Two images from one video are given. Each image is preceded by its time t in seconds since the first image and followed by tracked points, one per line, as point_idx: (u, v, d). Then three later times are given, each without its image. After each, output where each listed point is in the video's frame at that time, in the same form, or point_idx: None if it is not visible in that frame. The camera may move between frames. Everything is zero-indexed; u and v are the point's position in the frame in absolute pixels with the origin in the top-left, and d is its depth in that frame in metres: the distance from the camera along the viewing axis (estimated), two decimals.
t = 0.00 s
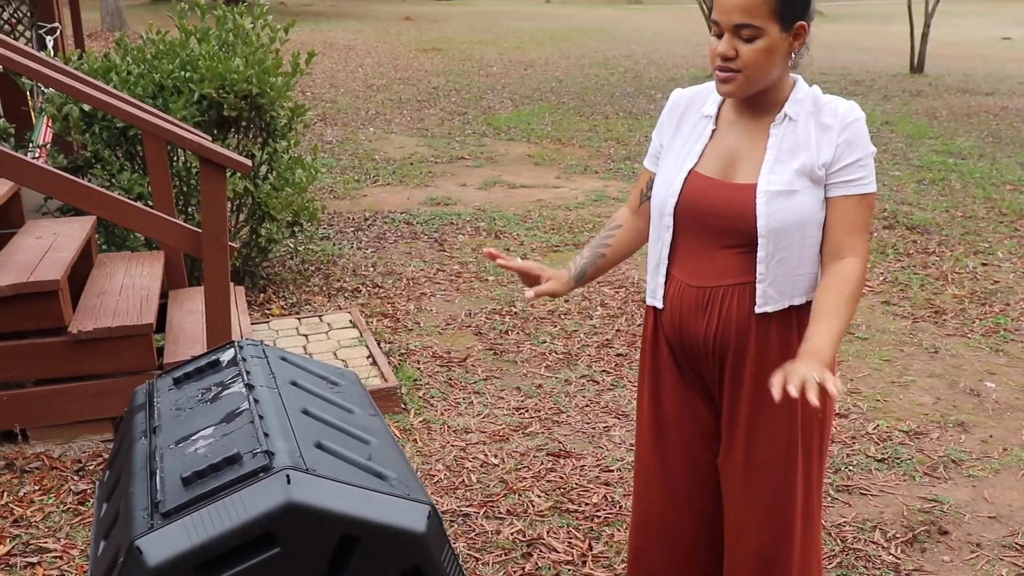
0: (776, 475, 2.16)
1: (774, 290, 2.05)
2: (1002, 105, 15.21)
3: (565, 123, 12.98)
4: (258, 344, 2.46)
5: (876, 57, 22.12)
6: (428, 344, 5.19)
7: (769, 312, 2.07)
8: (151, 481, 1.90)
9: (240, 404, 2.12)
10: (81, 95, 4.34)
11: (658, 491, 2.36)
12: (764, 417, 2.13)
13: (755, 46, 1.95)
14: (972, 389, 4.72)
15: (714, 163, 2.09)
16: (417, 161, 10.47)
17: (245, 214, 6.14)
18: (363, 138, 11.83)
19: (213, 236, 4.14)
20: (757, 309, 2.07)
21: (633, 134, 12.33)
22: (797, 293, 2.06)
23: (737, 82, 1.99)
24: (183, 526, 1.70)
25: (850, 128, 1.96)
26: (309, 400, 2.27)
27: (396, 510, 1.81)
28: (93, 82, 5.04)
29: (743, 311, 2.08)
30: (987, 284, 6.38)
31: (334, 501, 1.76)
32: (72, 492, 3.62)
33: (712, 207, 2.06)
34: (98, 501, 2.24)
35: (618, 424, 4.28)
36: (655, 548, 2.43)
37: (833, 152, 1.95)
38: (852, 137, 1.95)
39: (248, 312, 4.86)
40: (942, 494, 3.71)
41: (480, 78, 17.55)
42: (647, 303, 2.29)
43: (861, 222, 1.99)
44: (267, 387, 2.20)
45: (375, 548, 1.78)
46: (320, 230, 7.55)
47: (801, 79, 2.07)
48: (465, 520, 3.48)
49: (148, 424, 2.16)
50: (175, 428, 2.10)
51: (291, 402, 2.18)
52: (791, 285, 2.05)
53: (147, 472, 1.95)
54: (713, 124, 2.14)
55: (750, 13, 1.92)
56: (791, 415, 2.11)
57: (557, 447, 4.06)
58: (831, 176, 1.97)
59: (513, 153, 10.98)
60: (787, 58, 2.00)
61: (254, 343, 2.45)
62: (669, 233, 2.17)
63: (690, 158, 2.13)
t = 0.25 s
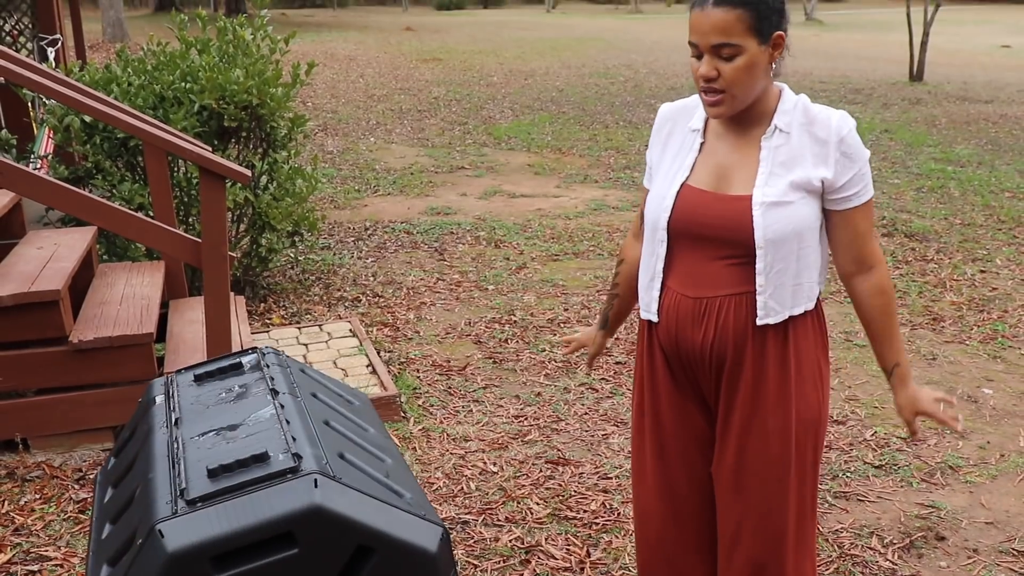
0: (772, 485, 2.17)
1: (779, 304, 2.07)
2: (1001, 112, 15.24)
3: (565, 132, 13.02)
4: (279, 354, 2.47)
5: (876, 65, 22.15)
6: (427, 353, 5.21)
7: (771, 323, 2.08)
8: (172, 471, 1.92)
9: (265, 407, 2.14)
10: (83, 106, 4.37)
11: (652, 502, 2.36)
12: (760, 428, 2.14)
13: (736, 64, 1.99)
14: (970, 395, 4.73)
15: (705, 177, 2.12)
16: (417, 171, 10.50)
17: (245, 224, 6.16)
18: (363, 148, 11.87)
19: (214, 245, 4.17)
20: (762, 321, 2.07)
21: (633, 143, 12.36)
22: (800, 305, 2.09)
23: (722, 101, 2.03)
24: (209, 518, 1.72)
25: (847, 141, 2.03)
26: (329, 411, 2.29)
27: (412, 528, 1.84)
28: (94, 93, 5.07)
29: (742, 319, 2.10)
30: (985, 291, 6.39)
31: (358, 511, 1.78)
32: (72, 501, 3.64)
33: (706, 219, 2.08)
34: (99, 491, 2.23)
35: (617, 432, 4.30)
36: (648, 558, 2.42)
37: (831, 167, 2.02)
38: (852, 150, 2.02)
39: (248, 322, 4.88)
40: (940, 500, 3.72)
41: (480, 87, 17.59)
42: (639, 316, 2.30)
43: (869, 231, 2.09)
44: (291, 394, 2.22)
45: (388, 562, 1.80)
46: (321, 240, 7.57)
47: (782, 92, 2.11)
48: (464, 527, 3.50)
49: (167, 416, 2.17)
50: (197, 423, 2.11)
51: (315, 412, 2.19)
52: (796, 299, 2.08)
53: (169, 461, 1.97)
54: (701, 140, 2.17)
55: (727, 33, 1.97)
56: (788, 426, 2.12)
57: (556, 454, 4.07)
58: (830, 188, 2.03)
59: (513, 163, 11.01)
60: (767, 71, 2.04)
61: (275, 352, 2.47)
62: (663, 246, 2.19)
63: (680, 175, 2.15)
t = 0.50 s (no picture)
0: (773, 488, 2.18)
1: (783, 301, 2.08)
2: (1002, 119, 15.26)
3: (567, 140, 13.05)
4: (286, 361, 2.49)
5: (877, 72, 22.18)
6: (427, 359, 5.23)
7: (776, 325, 2.09)
8: (177, 470, 1.93)
9: (273, 409, 2.16)
10: (84, 114, 4.39)
11: (654, 507, 2.37)
12: (762, 431, 2.15)
13: (723, 74, 2.01)
14: (969, 401, 4.74)
15: (697, 185, 2.14)
16: (419, 178, 10.53)
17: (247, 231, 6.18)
18: (365, 155, 11.90)
19: (214, 252, 4.19)
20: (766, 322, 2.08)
21: (634, 150, 12.39)
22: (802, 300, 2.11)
23: (711, 112, 2.04)
24: (215, 517, 1.74)
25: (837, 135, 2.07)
26: (332, 417, 2.30)
27: (411, 535, 1.86)
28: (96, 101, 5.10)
29: (745, 323, 2.11)
30: (985, 297, 6.41)
31: (359, 516, 1.80)
32: (73, 506, 3.66)
33: (701, 226, 2.10)
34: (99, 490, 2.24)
35: (616, 437, 4.31)
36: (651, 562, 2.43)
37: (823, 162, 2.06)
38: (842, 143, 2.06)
39: (249, 328, 4.90)
40: (938, 504, 3.73)
41: (482, 95, 17.65)
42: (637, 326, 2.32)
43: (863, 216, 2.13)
44: (295, 399, 2.23)
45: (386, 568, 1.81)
46: (322, 247, 7.60)
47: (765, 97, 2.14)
48: (463, 532, 3.51)
49: (172, 417, 2.19)
50: (203, 425, 2.13)
51: (318, 418, 2.21)
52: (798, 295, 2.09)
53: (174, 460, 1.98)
54: (689, 148, 2.19)
55: (712, 43, 1.99)
56: (790, 429, 2.13)
57: (555, 459, 4.09)
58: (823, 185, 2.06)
59: (515, 170, 11.04)
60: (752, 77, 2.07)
61: (280, 358, 2.49)
62: (658, 256, 2.21)
63: (671, 184, 2.17)
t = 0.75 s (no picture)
0: (772, 487, 2.19)
1: (778, 302, 2.09)
2: (1004, 123, 15.26)
3: (569, 145, 13.07)
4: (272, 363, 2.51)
5: (880, 77, 22.18)
6: (429, 364, 5.24)
7: (774, 324, 2.11)
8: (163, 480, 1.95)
9: (255, 414, 2.17)
10: (87, 121, 4.41)
11: (654, 509, 2.38)
12: (760, 432, 2.16)
13: (721, 83, 2.02)
14: (969, 405, 4.74)
15: (697, 190, 2.15)
16: (421, 183, 10.55)
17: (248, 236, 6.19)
18: (368, 161, 11.93)
19: (216, 257, 4.20)
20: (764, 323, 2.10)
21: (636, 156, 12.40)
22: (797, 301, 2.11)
23: (711, 121, 2.06)
24: (200, 524, 1.75)
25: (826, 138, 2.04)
26: (320, 417, 2.31)
27: (400, 529, 1.87)
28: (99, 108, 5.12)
29: (745, 324, 2.12)
30: (986, 301, 6.41)
31: (345, 514, 1.81)
32: (75, 510, 3.67)
33: (701, 231, 2.11)
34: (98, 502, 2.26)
35: (616, 441, 4.32)
36: (655, 567, 2.44)
37: (813, 164, 2.04)
38: (830, 147, 2.04)
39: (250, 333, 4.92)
40: (938, 508, 3.73)
41: (485, 100, 17.68)
42: (642, 330, 2.32)
43: (850, 228, 2.08)
44: (280, 401, 2.25)
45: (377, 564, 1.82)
46: (324, 253, 7.61)
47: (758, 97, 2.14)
48: (462, 536, 3.52)
49: (160, 427, 2.20)
50: (189, 433, 2.14)
51: (303, 418, 2.22)
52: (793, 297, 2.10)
53: (161, 471, 2.00)
54: (688, 151, 2.20)
55: (707, 55, 1.99)
56: (787, 429, 2.14)
57: (555, 464, 4.09)
58: (816, 186, 2.05)
59: (517, 175, 11.05)
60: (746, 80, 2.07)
61: (267, 360, 2.50)
62: (660, 261, 2.22)
63: (672, 189, 2.18)
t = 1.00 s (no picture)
0: (766, 486, 2.19)
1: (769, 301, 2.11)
2: (1004, 127, 15.28)
3: (569, 149, 13.09)
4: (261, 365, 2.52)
5: (880, 81, 22.21)
6: (429, 368, 5.25)
7: (763, 323, 2.13)
8: (150, 490, 1.96)
9: (240, 418, 2.18)
10: (87, 126, 4.42)
11: (651, 510, 2.39)
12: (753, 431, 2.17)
13: (712, 85, 2.03)
14: (968, 407, 4.75)
15: (694, 191, 2.16)
16: (422, 188, 10.57)
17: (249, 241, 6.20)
18: (368, 166, 11.94)
19: (216, 261, 4.21)
20: (755, 322, 2.12)
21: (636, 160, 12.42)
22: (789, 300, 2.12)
23: (704, 122, 2.08)
24: (184, 531, 1.77)
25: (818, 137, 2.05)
26: (308, 416, 2.32)
27: (387, 523, 1.87)
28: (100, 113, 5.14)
29: (739, 326, 2.14)
30: (985, 304, 6.42)
31: (328, 512, 1.81)
32: (76, 514, 3.68)
33: (698, 233, 2.13)
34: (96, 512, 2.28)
35: (615, 444, 4.33)
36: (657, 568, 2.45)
37: (803, 162, 2.04)
38: (823, 145, 2.04)
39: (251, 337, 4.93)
40: (936, 510, 3.74)
41: (485, 105, 17.71)
42: (638, 331, 2.33)
43: (845, 223, 2.06)
44: (266, 403, 2.26)
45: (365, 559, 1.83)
46: (325, 257, 7.63)
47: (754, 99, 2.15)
48: (462, 538, 3.53)
49: (149, 437, 2.22)
50: (176, 440, 2.15)
51: (289, 418, 2.23)
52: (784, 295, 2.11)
53: (149, 480, 2.01)
54: (685, 152, 2.22)
55: (698, 58, 2.00)
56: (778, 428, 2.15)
57: (554, 466, 4.10)
58: (808, 186, 2.05)
59: (518, 180, 11.07)
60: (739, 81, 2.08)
61: (254, 363, 2.51)
62: (658, 261, 2.24)
63: (669, 189, 2.20)
